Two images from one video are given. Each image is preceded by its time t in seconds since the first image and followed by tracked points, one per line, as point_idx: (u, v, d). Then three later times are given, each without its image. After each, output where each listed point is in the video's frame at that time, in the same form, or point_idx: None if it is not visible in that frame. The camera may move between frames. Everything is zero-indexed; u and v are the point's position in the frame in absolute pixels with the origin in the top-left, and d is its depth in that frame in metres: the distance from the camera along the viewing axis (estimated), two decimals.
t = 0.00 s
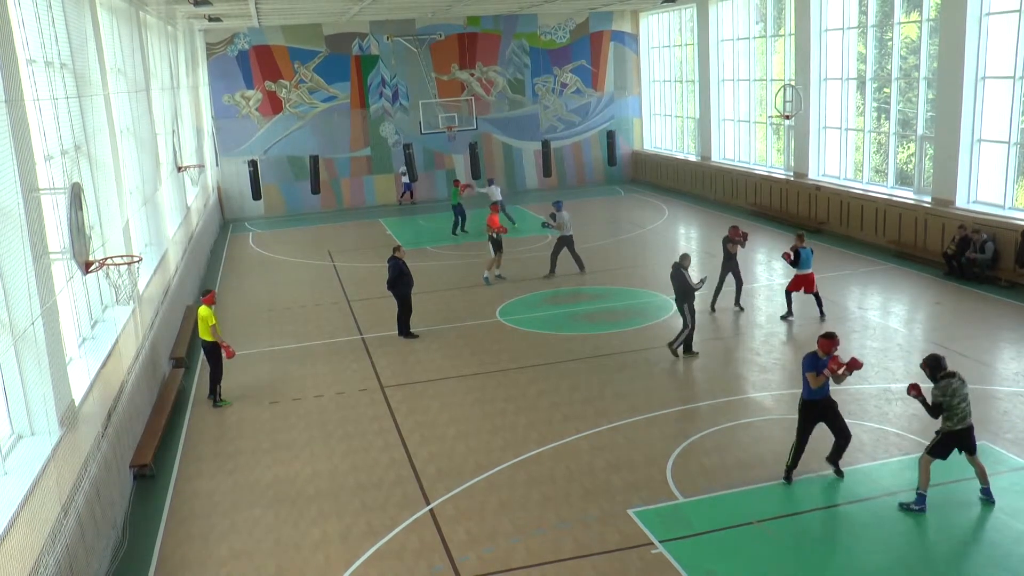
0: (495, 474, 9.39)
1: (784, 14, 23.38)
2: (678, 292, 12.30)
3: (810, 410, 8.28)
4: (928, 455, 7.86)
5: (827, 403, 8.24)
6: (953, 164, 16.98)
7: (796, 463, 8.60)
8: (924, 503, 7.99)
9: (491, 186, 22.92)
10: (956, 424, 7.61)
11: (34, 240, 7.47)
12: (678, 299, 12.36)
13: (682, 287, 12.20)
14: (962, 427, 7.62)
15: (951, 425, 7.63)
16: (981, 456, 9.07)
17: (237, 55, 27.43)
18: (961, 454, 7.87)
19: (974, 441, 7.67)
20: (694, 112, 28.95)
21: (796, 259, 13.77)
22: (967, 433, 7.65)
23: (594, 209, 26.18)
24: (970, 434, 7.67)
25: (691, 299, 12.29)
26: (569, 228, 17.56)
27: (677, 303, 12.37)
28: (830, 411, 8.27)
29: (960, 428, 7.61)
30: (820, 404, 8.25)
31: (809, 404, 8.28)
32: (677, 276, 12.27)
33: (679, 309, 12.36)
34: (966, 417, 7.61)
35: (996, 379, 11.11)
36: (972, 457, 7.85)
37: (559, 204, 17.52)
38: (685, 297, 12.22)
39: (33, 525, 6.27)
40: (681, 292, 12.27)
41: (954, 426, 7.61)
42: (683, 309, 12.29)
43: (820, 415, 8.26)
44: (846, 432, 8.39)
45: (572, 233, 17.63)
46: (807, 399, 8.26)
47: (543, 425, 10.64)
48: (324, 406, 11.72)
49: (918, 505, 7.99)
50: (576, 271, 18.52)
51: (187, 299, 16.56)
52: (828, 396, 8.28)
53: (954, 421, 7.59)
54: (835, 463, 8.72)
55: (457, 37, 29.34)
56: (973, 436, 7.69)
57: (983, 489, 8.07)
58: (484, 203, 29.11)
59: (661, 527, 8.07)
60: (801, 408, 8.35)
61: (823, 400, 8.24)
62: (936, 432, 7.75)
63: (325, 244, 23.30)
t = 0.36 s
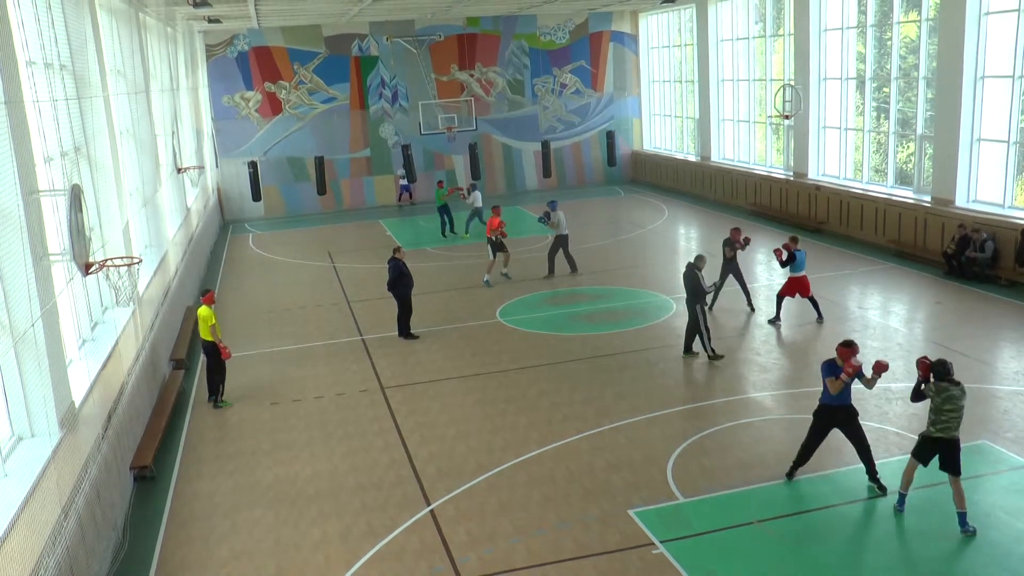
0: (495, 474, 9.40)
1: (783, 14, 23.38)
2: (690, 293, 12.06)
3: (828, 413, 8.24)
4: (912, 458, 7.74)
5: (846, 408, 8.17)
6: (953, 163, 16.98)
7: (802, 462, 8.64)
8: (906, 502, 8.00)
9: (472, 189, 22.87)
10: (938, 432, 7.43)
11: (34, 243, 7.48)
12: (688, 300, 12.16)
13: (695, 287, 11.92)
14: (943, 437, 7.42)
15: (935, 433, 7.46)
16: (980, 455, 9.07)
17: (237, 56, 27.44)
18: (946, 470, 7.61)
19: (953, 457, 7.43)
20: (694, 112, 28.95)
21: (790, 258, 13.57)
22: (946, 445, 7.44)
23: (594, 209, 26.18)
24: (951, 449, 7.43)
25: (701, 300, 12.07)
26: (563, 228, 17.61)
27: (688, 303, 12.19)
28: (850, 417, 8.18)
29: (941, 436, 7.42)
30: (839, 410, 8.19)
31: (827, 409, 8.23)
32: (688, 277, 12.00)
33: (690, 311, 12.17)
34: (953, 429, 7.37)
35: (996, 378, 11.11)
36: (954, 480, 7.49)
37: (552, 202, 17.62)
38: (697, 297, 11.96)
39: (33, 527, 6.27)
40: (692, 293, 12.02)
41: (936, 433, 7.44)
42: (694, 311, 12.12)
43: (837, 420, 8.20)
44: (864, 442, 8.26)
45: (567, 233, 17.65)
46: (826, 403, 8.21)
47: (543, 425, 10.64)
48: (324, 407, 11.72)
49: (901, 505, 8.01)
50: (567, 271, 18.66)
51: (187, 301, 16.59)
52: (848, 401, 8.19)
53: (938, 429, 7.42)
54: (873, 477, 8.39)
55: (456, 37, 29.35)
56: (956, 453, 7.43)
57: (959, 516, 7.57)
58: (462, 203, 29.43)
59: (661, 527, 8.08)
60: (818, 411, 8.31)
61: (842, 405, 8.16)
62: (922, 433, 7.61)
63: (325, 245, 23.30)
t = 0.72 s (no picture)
0: (495, 475, 9.39)
1: (782, 14, 23.39)
2: (706, 298, 12.08)
3: (814, 417, 8.22)
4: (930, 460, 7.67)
5: (831, 411, 8.17)
6: (952, 163, 16.99)
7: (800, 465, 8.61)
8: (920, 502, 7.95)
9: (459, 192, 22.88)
10: (952, 433, 7.37)
11: (33, 246, 7.48)
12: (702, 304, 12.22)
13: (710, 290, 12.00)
14: (958, 439, 7.35)
15: (950, 434, 7.39)
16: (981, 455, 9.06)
17: (236, 58, 27.44)
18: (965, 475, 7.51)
19: (969, 460, 7.33)
20: (693, 113, 28.95)
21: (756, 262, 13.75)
22: (961, 448, 7.35)
23: (593, 210, 26.18)
24: (966, 452, 7.34)
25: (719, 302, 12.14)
26: (558, 231, 17.58)
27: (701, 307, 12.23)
28: (835, 420, 8.16)
29: (957, 437, 7.35)
30: (824, 413, 8.18)
31: (811, 412, 8.23)
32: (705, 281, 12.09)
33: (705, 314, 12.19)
34: (969, 430, 7.30)
35: (996, 378, 11.11)
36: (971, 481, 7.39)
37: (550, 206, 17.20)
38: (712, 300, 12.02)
39: (33, 529, 6.27)
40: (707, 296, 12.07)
41: (951, 434, 7.38)
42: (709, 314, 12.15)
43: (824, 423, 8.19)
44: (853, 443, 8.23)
45: (561, 235, 17.60)
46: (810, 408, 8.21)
47: (544, 426, 10.64)
48: (325, 408, 11.72)
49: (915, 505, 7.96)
50: (565, 272, 18.65)
51: (187, 303, 16.58)
52: (832, 404, 8.19)
53: (952, 430, 7.36)
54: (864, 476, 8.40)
55: (455, 38, 29.36)
56: (973, 456, 7.32)
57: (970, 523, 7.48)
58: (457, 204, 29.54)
59: (662, 527, 8.07)
60: (803, 415, 8.32)
61: (826, 408, 8.16)
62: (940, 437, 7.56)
63: (325, 247, 23.30)
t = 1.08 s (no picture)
0: (495, 477, 9.39)
1: (781, 14, 23.41)
2: (720, 297, 11.99)
3: (825, 415, 8.20)
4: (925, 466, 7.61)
5: (842, 409, 8.14)
6: (951, 162, 16.99)
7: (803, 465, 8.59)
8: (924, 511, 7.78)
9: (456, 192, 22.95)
10: (953, 444, 7.30)
11: (33, 249, 7.49)
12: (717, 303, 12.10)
13: (726, 290, 11.94)
14: (958, 450, 7.28)
15: (952, 445, 7.31)
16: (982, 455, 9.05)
17: (236, 59, 27.45)
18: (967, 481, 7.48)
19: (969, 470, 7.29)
20: (692, 113, 28.97)
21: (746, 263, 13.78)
22: (964, 458, 7.29)
23: (592, 211, 26.17)
24: (968, 462, 7.28)
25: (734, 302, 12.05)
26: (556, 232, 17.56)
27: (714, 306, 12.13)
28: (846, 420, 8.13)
29: (958, 449, 7.28)
30: (835, 412, 8.15)
31: (823, 410, 8.19)
32: (721, 281, 11.99)
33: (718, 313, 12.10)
34: (971, 441, 7.23)
35: (996, 377, 11.11)
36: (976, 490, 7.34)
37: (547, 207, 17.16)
38: (727, 300, 11.96)
39: (33, 531, 6.26)
40: (723, 296, 11.97)
41: (953, 446, 7.30)
42: (722, 313, 12.07)
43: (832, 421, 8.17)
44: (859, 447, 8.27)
45: (559, 236, 17.61)
46: (823, 407, 8.17)
47: (544, 427, 10.64)
48: (324, 410, 11.71)
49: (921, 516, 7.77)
50: (562, 273, 18.64)
51: (187, 305, 16.56)
52: (843, 402, 8.16)
53: (955, 442, 7.28)
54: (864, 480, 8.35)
55: (455, 40, 29.37)
56: (975, 466, 7.27)
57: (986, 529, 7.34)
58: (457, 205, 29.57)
59: (662, 529, 8.06)
60: (815, 414, 8.28)
61: (837, 407, 8.13)
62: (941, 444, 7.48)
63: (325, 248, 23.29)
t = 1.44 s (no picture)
0: (495, 478, 9.39)
1: (779, 15, 23.42)
2: (735, 296, 11.96)
3: (845, 425, 8.11)
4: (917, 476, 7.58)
5: (862, 420, 8.04)
6: (950, 163, 17.00)
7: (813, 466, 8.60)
8: (898, 513, 7.83)
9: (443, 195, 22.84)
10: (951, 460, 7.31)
11: (33, 252, 7.49)
12: (732, 303, 12.06)
13: (739, 288, 11.91)
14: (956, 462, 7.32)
15: (948, 455, 7.31)
16: (981, 455, 9.05)
17: (235, 61, 27.45)
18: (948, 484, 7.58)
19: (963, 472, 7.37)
20: (691, 114, 28.98)
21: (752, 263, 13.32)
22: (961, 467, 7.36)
23: (592, 212, 26.20)
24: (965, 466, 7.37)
25: (750, 300, 12.01)
26: (551, 234, 17.50)
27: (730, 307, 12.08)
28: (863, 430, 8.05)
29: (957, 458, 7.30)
30: (855, 422, 8.06)
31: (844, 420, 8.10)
32: (733, 280, 12.00)
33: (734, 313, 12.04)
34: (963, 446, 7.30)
35: (996, 378, 11.11)
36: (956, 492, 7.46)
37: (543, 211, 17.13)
38: (741, 299, 11.91)
39: (33, 533, 6.26)
40: (739, 294, 11.93)
41: (951, 456, 7.30)
42: (739, 313, 12.01)
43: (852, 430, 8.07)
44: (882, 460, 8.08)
45: (552, 237, 17.51)
46: (843, 416, 8.10)
47: (544, 428, 10.64)
48: (324, 412, 11.71)
49: (894, 517, 7.81)
50: (559, 274, 18.63)
51: (186, 306, 16.57)
52: (867, 413, 8.06)
53: (951, 452, 7.28)
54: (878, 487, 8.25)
55: (454, 41, 29.37)
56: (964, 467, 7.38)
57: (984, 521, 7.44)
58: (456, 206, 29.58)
59: (662, 529, 8.06)
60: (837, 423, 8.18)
61: (862, 417, 8.03)
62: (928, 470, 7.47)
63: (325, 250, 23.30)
